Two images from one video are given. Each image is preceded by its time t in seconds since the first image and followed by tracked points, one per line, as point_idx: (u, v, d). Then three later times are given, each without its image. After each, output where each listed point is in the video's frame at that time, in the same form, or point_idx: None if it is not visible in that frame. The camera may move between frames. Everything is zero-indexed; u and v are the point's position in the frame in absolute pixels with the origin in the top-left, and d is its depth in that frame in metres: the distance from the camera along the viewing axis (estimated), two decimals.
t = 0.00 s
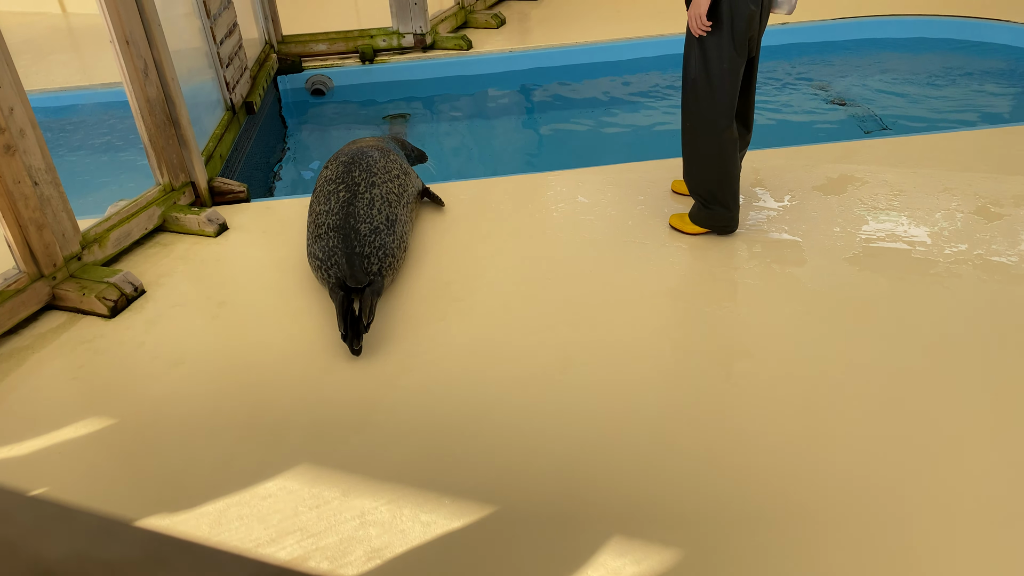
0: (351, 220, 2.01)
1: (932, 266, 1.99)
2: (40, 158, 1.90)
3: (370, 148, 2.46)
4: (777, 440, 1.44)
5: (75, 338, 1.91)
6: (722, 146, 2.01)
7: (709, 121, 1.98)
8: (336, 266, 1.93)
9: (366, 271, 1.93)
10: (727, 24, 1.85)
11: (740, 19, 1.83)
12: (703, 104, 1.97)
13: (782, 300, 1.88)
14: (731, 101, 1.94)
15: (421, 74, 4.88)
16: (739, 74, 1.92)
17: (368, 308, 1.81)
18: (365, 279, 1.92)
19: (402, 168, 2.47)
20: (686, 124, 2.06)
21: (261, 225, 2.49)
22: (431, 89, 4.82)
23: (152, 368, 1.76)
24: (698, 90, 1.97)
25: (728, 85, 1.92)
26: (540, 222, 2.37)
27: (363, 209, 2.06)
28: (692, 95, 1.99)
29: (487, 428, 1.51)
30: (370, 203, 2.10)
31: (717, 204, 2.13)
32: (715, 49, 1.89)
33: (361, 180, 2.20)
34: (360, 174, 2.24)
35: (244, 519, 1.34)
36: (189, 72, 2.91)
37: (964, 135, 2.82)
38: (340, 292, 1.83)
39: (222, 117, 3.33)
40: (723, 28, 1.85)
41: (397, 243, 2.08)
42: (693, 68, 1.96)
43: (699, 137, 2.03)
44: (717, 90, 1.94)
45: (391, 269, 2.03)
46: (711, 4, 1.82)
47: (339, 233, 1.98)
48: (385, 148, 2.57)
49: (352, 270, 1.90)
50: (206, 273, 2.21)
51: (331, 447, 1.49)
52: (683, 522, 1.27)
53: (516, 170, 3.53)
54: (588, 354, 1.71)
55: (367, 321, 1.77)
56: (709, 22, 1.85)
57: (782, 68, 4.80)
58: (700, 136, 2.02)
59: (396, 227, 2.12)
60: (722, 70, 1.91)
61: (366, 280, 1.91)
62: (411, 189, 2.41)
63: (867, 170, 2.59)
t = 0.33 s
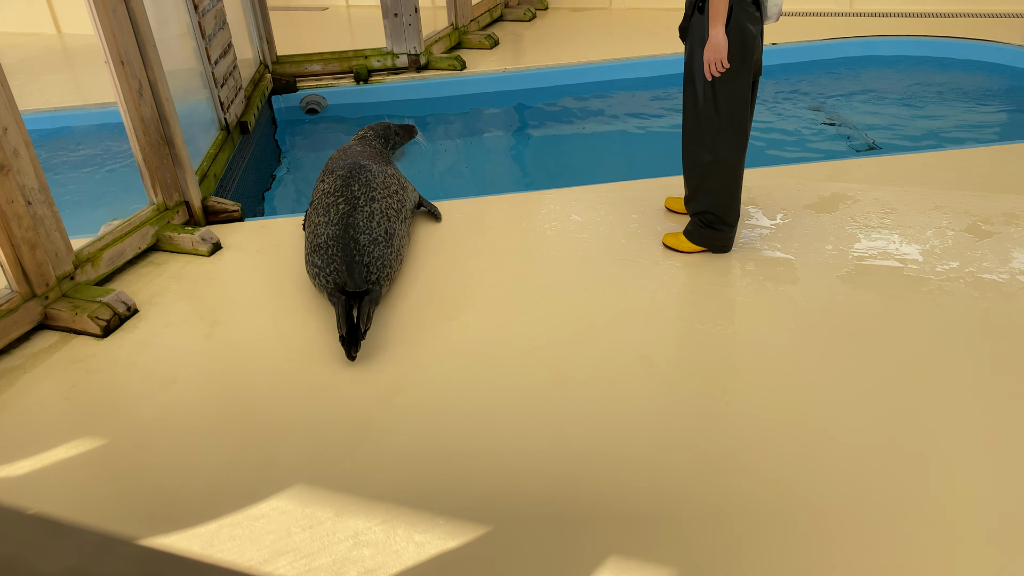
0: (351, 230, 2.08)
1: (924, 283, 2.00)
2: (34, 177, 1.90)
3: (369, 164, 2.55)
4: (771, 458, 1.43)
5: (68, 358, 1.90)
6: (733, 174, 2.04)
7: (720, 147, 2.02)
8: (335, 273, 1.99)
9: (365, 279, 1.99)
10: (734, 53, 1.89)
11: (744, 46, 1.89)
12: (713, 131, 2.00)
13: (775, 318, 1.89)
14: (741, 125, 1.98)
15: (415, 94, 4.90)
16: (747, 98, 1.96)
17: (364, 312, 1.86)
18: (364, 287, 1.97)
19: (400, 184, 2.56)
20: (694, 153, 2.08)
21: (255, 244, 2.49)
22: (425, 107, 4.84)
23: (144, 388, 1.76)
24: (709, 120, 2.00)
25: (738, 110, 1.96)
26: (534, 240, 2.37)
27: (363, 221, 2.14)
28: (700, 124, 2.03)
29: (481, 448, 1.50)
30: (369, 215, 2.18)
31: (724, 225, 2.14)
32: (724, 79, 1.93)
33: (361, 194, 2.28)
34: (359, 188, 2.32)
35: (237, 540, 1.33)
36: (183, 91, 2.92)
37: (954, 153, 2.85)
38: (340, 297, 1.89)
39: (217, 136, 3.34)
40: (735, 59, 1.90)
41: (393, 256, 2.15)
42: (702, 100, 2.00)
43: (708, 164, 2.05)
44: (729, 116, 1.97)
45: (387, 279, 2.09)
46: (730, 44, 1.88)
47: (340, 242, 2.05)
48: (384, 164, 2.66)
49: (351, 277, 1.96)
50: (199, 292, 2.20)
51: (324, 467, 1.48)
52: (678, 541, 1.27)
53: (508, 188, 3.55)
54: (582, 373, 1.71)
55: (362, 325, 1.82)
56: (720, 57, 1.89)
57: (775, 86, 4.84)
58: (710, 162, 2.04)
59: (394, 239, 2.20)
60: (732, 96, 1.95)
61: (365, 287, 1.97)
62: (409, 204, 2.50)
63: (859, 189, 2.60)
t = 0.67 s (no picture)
0: (344, 244, 2.10)
1: (914, 298, 2.02)
2: (25, 195, 1.90)
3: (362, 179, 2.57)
4: (764, 473, 1.43)
5: (58, 376, 1.89)
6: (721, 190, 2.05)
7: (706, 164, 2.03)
8: (326, 285, 2.00)
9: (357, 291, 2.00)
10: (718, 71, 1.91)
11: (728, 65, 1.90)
12: (699, 148, 2.02)
13: (767, 333, 1.89)
14: (726, 142, 1.99)
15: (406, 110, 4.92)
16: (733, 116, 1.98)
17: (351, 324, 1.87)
18: (355, 298, 1.98)
19: (393, 199, 2.57)
20: (680, 169, 2.09)
21: (247, 261, 2.49)
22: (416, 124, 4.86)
23: (135, 406, 1.75)
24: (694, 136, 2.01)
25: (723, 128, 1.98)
26: (526, 256, 2.38)
27: (356, 235, 2.15)
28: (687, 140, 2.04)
29: (473, 464, 1.50)
30: (363, 229, 2.19)
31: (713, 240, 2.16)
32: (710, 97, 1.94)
33: (355, 209, 2.30)
34: (352, 204, 2.33)
35: (228, 559, 1.32)
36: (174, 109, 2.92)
37: (941, 169, 2.87)
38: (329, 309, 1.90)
39: (209, 153, 3.34)
40: (720, 77, 1.92)
41: (387, 268, 2.15)
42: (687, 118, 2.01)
43: (694, 179, 2.06)
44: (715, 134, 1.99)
45: (380, 292, 2.09)
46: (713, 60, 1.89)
47: (332, 256, 2.07)
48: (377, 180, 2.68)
49: (342, 289, 1.97)
50: (191, 309, 2.20)
51: (315, 485, 1.47)
52: (671, 557, 1.26)
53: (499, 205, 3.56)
54: (574, 389, 1.71)
55: (348, 336, 1.82)
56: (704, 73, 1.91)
57: (764, 102, 4.88)
58: (698, 178, 2.06)
59: (387, 253, 2.21)
60: (717, 113, 1.96)
61: (356, 299, 1.97)
62: (400, 219, 2.51)
63: (848, 204, 2.62)
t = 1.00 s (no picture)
0: (327, 243, 2.13)
1: (904, 309, 2.02)
2: (12, 210, 1.89)
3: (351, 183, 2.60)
4: (757, 486, 1.43)
5: (45, 392, 1.87)
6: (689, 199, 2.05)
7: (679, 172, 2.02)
8: (308, 284, 2.03)
9: (339, 290, 2.03)
10: (697, 83, 1.90)
11: (708, 78, 1.90)
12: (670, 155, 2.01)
13: (758, 345, 1.89)
14: (701, 153, 1.98)
15: (397, 124, 4.92)
16: (709, 130, 1.96)
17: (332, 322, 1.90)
18: (336, 296, 2.01)
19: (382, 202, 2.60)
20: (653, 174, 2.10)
21: (237, 275, 2.47)
22: (407, 137, 4.86)
23: (123, 422, 1.73)
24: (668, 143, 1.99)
25: (698, 140, 1.97)
26: (517, 269, 2.38)
27: (340, 235, 2.18)
28: (662, 147, 2.02)
29: (465, 479, 1.49)
30: (347, 228, 2.22)
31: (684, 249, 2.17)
32: (687, 107, 1.93)
33: (341, 211, 2.33)
34: (340, 207, 2.37)
35: None
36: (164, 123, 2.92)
37: (929, 180, 2.89)
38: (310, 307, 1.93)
39: (199, 167, 3.34)
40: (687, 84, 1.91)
41: (372, 267, 2.18)
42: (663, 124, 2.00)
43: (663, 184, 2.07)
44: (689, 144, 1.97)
45: (363, 290, 2.11)
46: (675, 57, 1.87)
47: (316, 255, 2.09)
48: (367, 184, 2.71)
49: (323, 288, 2.01)
50: (180, 324, 2.18)
51: (305, 501, 1.46)
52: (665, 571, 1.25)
53: (490, 217, 3.56)
54: (566, 402, 1.70)
55: (329, 333, 1.86)
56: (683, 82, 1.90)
57: (752, 114, 4.90)
58: (671, 185, 2.06)
59: (372, 252, 2.23)
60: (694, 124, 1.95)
61: (336, 298, 2.01)
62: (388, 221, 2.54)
63: (837, 216, 2.63)
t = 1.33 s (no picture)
0: (322, 245, 2.20)
1: (895, 315, 2.03)
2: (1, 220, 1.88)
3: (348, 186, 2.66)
4: (750, 493, 1.43)
5: (36, 404, 1.86)
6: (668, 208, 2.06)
7: (656, 181, 2.02)
8: (300, 285, 2.11)
9: (330, 292, 2.10)
10: (678, 95, 1.91)
11: (690, 90, 1.91)
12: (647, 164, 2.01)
13: (751, 352, 1.90)
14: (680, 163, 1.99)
15: (388, 133, 4.92)
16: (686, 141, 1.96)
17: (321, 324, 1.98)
18: (326, 299, 2.09)
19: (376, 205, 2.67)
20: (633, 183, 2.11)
21: (229, 285, 2.46)
22: (398, 146, 4.86)
23: (114, 433, 1.72)
24: (647, 151, 1.99)
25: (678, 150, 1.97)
26: (510, 277, 2.38)
27: (335, 237, 2.25)
28: (640, 155, 2.02)
29: (459, 488, 1.48)
30: (341, 231, 2.30)
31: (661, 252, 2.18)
32: (669, 117, 1.94)
33: (336, 213, 2.41)
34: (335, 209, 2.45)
35: None
36: (154, 134, 2.90)
37: (918, 187, 2.91)
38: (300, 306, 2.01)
39: (190, 176, 3.33)
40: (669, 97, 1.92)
41: (365, 269, 2.26)
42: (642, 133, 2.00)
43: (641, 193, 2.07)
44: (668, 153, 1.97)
45: (355, 291, 2.19)
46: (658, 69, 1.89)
47: (310, 257, 2.17)
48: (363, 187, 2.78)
49: (314, 290, 2.09)
50: (172, 334, 2.17)
51: (298, 511, 1.45)
52: None
53: (482, 226, 3.56)
54: (560, 410, 1.70)
55: (318, 335, 1.94)
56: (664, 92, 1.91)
57: (743, 122, 4.93)
58: (648, 194, 2.06)
59: (365, 254, 2.31)
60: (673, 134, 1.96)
61: (326, 299, 2.08)
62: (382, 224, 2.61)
63: (828, 223, 2.64)
